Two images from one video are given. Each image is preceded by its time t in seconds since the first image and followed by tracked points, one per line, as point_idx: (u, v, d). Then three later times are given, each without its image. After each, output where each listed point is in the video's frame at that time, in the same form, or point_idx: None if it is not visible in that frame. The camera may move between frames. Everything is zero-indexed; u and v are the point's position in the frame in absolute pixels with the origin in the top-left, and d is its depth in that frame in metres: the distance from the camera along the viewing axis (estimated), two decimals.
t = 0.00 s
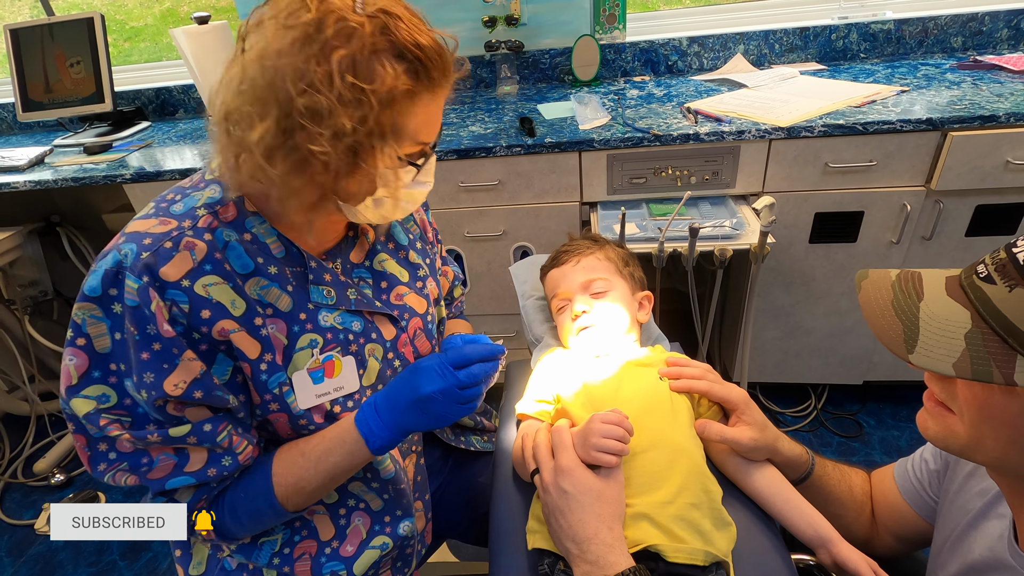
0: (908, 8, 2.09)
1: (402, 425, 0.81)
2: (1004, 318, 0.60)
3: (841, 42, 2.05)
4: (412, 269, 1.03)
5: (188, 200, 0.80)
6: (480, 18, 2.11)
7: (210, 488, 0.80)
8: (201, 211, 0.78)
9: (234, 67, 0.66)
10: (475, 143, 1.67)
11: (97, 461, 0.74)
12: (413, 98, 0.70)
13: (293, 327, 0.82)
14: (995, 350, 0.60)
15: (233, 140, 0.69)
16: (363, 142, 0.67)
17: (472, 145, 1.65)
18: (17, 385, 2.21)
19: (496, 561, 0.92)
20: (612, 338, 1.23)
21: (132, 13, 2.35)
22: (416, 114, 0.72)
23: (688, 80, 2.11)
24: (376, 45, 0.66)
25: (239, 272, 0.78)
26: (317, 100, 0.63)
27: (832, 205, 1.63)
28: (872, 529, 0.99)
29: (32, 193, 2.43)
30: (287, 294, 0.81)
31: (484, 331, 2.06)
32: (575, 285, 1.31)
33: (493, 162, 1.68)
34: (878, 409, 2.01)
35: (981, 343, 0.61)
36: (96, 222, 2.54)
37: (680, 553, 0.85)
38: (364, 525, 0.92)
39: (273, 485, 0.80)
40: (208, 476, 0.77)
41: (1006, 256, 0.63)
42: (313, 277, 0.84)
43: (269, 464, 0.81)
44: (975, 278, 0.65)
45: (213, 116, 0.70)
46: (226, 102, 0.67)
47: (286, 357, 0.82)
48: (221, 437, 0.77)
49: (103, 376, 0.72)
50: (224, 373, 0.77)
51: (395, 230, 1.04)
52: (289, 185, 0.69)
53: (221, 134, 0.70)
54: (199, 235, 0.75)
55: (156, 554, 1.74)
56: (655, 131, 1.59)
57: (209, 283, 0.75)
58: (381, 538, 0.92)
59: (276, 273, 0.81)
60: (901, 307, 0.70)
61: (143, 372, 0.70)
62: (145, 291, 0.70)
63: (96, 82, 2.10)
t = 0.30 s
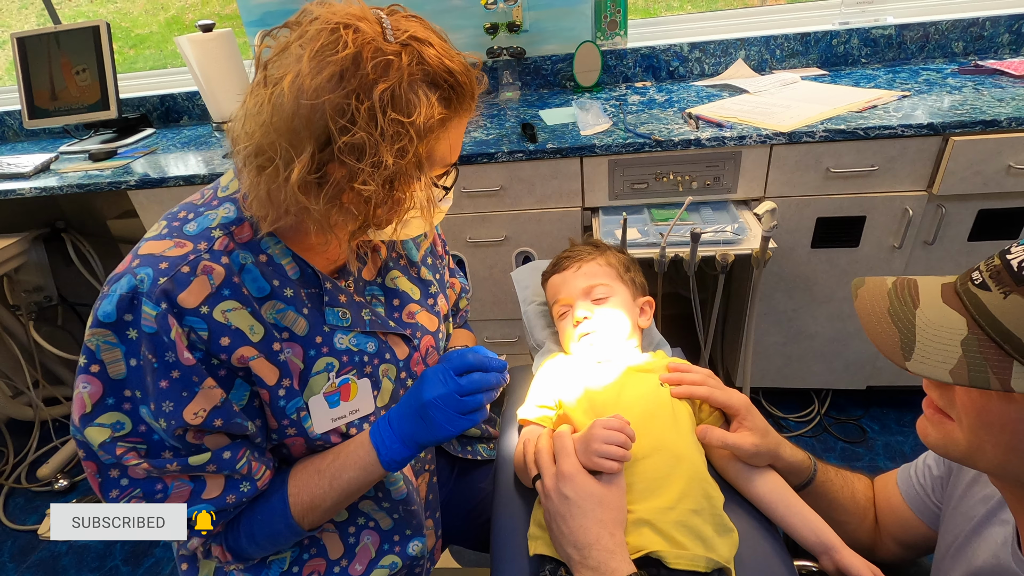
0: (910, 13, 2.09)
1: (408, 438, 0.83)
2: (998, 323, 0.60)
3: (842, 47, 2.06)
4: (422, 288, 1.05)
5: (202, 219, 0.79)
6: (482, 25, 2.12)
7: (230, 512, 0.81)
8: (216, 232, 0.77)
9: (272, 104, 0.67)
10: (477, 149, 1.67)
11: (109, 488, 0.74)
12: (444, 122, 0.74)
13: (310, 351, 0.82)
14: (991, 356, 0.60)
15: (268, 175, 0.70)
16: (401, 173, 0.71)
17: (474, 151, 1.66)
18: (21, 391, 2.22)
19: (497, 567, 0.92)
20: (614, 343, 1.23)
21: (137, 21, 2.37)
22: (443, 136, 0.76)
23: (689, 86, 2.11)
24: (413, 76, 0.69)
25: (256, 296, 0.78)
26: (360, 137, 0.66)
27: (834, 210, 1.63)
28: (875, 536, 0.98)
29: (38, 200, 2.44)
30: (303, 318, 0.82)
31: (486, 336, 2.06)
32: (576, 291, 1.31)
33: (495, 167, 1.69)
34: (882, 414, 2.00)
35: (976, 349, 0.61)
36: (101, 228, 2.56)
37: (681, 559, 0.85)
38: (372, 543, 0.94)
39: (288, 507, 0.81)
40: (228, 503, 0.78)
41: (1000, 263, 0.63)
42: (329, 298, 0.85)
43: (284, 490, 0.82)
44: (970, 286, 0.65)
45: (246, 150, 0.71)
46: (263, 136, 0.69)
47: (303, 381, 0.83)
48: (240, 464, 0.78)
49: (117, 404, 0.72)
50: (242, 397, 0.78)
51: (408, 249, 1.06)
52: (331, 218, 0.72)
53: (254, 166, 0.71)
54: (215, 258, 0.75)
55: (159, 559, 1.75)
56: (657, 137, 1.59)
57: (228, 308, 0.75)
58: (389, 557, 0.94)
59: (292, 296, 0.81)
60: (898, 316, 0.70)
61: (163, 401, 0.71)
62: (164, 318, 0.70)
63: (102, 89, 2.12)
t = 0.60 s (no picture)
0: None
1: (475, 364, 0.85)
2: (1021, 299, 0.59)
3: (872, 30, 1.99)
4: (442, 244, 1.08)
5: (277, 176, 0.78)
6: None
7: (294, 468, 0.80)
8: (296, 185, 0.77)
9: (361, 58, 0.68)
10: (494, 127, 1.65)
11: (179, 451, 0.76)
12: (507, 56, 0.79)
13: (387, 301, 0.86)
14: (1010, 331, 0.60)
15: (365, 131, 0.72)
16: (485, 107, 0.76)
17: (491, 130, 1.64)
18: (39, 359, 2.25)
19: (509, 548, 0.93)
20: (633, 328, 1.22)
21: None
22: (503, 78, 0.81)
23: (712, 67, 2.06)
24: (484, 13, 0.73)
25: (340, 246, 0.80)
26: (456, 77, 0.70)
27: (857, 198, 1.59)
28: (889, 527, 0.98)
29: (53, 170, 2.45)
30: (376, 269, 0.85)
31: (498, 316, 2.06)
32: (596, 274, 1.30)
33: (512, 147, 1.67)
34: (895, 407, 1.98)
35: (996, 323, 0.61)
36: (116, 199, 2.57)
37: (696, 544, 0.85)
38: (401, 508, 0.95)
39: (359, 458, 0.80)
40: (303, 454, 0.77)
41: None
42: (391, 253, 0.89)
43: (350, 436, 0.81)
44: (1002, 264, 0.64)
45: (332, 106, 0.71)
46: (358, 95, 0.69)
47: (385, 329, 0.85)
48: (324, 414, 0.77)
49: (200, 356, 0.70)
50: (334, 343, 0.78)
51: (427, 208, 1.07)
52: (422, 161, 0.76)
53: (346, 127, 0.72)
54: (304, 206, 0.76)
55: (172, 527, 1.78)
56: (679, 120, 1.55)
57: (323, 253, 0.76)
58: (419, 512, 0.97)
59: (364, 249, 0.84)
60: (924, 289, 0.69)
61: (260, 346, 0.70)
62: (268, 265, 0.69)
63: (118, 60, 2.10)
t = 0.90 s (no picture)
0: None
1: (508, 347, 0.89)
2: (1004, 289, 0.59)
3: (872, 29, 1.99)
4: (476, 243, 1.10)
5: (334, 159, 0.81)
6: None
7: (333, 437, 0.79)
8: (353, 170, 0.80)
9: (423, 53, 0.70)
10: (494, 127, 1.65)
11: (224, 412, 0.76)
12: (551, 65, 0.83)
13: (428, 286, 0.87)
14: (992, 321, 0.60)
15: (419, 127, 0.73)
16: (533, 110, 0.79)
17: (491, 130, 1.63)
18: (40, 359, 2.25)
19: (510, 548, 0.93)
20: (633, 328, 1.22)
21: None
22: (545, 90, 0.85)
23: (712, 67, 2.06)
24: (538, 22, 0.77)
25: (390, 229, 0.82)
26: (512, 79, 0.73)
27: (858, 197, 1.59)
28: (890, 527, 0.97)
29: (53, 170, 2.45)
30: (419, 255, 0.87)
31: (499, 317, 2.06)
32: (597, 274, 1.30)
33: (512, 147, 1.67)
34: (896, 406, 1.98)
35: (980, 314, 0.61)
36: (116, 200, 2.57)
37: (697, 545, 0.84)
38: (422, 494, 0.95)
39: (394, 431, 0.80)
40: (343, 424, 0.77)
41: None
42: (432, 242, 0.92)
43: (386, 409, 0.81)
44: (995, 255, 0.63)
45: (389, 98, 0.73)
46: (419, 90, 0.71)
47: (426, 312, 0.86)
48: (366, 386, 0.77)
49: (255, 321, 0.70)
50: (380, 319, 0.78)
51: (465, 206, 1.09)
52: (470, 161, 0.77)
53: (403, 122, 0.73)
54: (360, 189, 0.78)
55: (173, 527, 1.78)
56: (679, 119, 1.55)
57: (376, 235, 0.78)
58: (440, 499, 0.97)
59: (409, 235, 0.86)
60: (918, 276, 0.69)
61: (315, 314, 0.71)
62: (327, 239, 0.70)
63: (118, 60, 2.10)
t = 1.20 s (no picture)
0: None
1: (509, 347, 0.89)
2: (993, 284, 0.60)
3: (868, 27, 1.99)
4: (464, 235, 1.09)
5: (319, 158, 0.80)
6: None
7: (334, 437, 0.79)
8: (337, 167, 0.80)
9: (401, 43, 0.70)
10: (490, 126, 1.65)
11: (221, 417, 0.76)
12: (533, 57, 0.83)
13: (418, 280, 0.87)
14: (978, 315, 0.61)
15: (399, 119, 0.74)
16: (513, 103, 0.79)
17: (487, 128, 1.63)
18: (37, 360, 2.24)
19: (507, 544, 0.93)
20: (631, 326, 1.23)
21: None
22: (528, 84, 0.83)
23: (709, 64, 2.06)
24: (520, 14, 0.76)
25: (377, 225, 0.81)
26: (491, 71, 0.73)
27: (854, 194, 1.59)
28: (887, 523, 0.98)
29: (49, 171, 2.44)
30: (408, 250, 0.87)
31: (496, 316, 2.06)
32: (594, 272, 1.30)
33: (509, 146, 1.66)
34: (893, 403, 1.98)
35: (966, 307, 0.62)
36: (112, 200, 2.57)
37: (694, 542, 0.84)
38: (423, 488, 0.94)
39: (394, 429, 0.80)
40: (342, 423, 0.77)
41: None
42: (420, 237, 0.92)
43: (384, 408, 0.81)
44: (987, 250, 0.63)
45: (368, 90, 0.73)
46: (397, 81, 0.71)
47: (418, 307, 0.86)
48: (362, 384, 0.77)
49: (247, 325, 0.70)
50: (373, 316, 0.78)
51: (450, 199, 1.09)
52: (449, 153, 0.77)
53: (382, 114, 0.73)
54: (346, 187, 0.78)
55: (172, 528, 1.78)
56: (676, 117, 1.55)
57: (363, 231, 0.78)
58: (442, 493, 0.97)
59: (397, 231, 0.85)
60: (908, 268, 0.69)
61: (307, 315, 0.71)
62: (314, 239, 0.70)
63: (113, 60, 2.10)
